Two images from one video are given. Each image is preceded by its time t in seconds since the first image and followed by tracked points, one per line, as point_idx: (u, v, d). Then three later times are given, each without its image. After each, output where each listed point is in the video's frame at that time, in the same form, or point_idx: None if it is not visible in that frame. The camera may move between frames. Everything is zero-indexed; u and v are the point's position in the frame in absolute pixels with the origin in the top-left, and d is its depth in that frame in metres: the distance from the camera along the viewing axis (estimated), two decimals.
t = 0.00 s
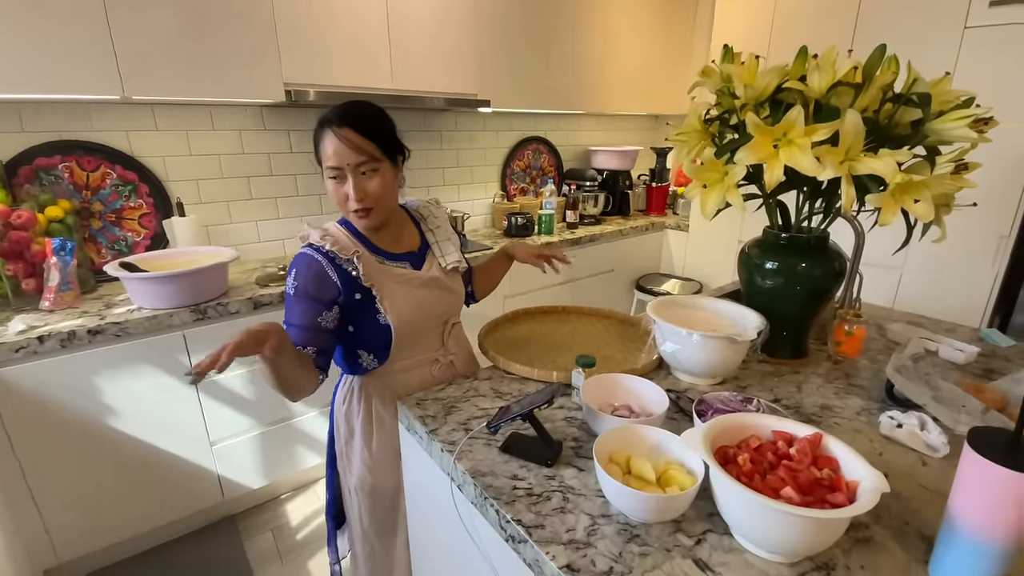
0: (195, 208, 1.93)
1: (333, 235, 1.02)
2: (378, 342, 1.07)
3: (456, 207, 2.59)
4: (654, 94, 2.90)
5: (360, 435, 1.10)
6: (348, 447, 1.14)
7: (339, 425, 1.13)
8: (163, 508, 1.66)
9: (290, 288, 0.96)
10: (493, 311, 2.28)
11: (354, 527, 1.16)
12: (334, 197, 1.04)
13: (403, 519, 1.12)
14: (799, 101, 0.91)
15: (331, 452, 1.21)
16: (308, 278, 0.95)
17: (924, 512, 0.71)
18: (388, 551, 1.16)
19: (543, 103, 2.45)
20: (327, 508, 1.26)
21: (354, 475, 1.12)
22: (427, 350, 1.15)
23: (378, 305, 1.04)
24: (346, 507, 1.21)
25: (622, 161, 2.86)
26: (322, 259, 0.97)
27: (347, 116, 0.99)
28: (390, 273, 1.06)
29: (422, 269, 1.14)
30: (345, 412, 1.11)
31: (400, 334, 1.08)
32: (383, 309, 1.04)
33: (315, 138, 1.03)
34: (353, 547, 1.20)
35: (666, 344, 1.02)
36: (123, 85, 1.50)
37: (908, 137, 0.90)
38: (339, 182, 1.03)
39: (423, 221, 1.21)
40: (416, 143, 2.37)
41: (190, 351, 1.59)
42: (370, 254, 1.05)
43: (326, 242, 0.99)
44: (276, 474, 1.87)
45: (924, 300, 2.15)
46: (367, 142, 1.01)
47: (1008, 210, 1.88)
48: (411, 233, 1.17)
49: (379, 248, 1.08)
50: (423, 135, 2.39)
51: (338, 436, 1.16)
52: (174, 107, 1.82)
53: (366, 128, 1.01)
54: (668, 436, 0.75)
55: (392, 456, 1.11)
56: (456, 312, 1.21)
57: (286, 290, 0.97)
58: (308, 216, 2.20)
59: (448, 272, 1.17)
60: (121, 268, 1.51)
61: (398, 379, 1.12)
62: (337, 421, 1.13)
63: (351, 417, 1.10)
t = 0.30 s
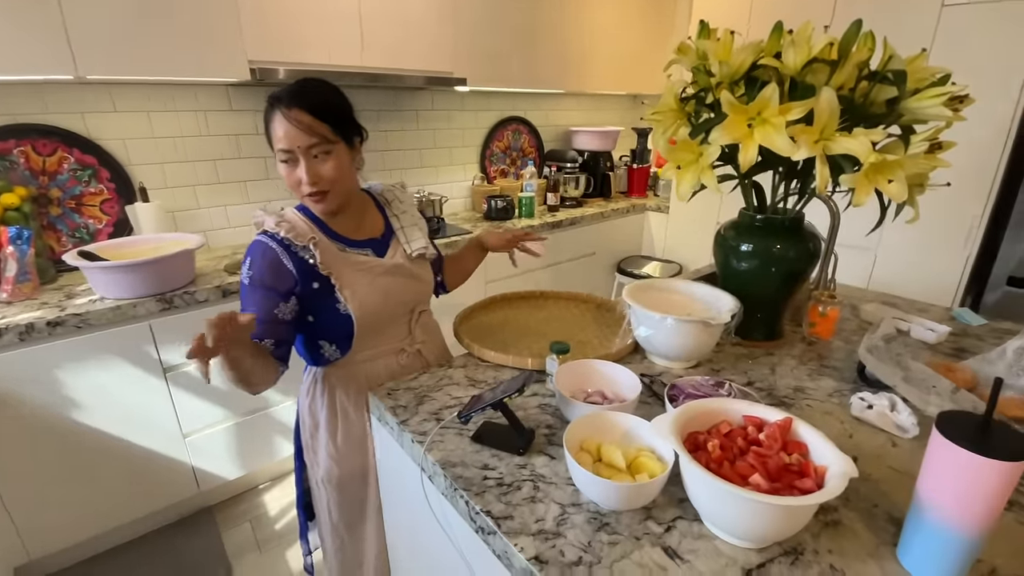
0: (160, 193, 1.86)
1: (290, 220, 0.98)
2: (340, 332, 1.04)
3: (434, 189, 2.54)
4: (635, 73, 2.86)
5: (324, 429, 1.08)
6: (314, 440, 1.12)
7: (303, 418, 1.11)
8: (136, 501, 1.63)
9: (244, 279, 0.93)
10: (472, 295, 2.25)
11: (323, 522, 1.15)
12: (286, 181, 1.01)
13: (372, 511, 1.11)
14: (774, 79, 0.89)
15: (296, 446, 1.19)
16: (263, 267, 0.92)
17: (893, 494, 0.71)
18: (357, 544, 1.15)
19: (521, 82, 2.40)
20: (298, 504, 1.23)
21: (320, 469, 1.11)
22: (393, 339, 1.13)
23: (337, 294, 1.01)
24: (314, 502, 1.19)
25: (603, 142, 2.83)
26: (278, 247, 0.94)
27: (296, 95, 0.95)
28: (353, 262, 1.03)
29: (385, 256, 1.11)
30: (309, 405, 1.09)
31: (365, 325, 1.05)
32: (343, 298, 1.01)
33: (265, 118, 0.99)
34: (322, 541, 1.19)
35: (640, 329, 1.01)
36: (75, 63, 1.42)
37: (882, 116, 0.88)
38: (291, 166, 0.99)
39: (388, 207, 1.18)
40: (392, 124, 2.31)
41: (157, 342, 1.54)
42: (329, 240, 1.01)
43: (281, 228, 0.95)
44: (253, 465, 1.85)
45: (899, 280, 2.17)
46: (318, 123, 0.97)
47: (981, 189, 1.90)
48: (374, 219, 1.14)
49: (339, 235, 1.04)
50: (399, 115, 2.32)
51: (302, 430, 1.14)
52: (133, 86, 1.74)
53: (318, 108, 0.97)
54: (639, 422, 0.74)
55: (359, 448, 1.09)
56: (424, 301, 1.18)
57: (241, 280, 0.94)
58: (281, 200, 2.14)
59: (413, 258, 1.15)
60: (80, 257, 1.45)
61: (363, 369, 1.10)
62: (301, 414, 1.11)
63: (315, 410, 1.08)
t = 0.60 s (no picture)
0: (141, 195, 1.84)
1: (267, 231, 0.97)
2: (326, 341, 1.03)
3: (421, 189, 2.53)
4: (621, 71, 2.86)
5: (313, 441, 1.05)
6: (302, 452, 1.09)
7: (292, 429, 1.08)
8: (120, 507, 1.61)
9: (224, 292, 0.91)
10: (460, 295, 2.25)
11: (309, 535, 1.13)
12: (272, 188, 0.98)
13: (360, 519, 1.10)
14: (752, 82, 0.89)
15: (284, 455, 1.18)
16: (243, 279, 0.91)
17: (867, 494, 0.72)
18: (348, 557, 1.13)
19: (507, 81, 2.40)
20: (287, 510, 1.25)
21: (308, 481, 1.08)
22: (382, 345, 1.11)
23: (322, 303, 1.00)
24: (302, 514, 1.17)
25: (590, 140, 2.83)
26: (257, 258, 0.92)
27: (275, 97, 0.95)
28: (335, 267, 1.02)
29: (368, 261, 1.10)
30: (297, 416, 1.06)
31: (351, 331, 1.05)
32: (327, 306, 1.00)
33: (240, 127, 0.97)
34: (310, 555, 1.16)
35: (623, 330, 1.01)
36: (52, 65, 1.40)
37: (859, 118, 0.89)
38: (275, 171, 0.97)
39: (367, 210, 1.18)
40: (378, 124, 2.30)
41: (139, 346, 1.52)
42: (308, 249, 1.00)
43: (259, 239, 0.94)
44: (239, 469, 1.83)
45: (882, 276, 2.20)
46: (302, 124, 0.97)
47: (961, 186, 1.93)
48: (354, 221, 1.14)
49: (319, 243, 1.03)
50: (385, 114, 2.31)
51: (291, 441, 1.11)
52: (112, 87, 1.71)
53: (300, 109, 0.97)
54: (618, 425, 0.74)
55: (348, 459, 1.06)
56: (410, 304, 1.18)
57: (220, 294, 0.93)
58: (265, 201, 2.12)
59: (396, 262, 1.14)
60: (58, 261, 1.43)
61: (349, 378, 1.08)
62: (290, 426, 1.08)
63: (303, 421, 1.06)
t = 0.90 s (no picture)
0: (135, 199, 1.83)
1: (265, 238, 0.96)
2: (325, 353, 1.02)
3: (417, 192, 2.53)
4: (616, 74, 2.87)
5: (307, 449, 1.02)
6: (295, 461, 1.07)
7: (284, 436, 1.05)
8: (114, 512, 1.60)
9: (224, 304, 0.92)
10: (455, 299, 2.25)
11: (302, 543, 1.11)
12: (277, 191, 0.97)
13: (354, 527, 1.09)
14: (742, 86, 0.90)
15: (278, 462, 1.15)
16: (245, 290, 0.91)
17: (859, 497, 0.72)
18: (340, 565, 1.12)
19: (502, 85, 2.40)
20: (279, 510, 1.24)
21: (302, 489, 1.06)
22: (378, 353, 1.10)
23: (323, 315, 1.00)
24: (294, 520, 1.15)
25: (585, 144, 2.83)
26: (257, 268, 0.92)
27: (283, 99, 0.96)
28: (337, 276, 1.02)
29: (369, 271, 1.10)
30: (290, 423, 1.03)
31: (350, 341, 1.04)
32: (328, 318, 1.00)
33: (243, 129, 0.96)
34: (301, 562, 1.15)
35: (616, 334, 1.01)
36: (44, 69, 1.40)
37: (849, 122, 0.90)
38: (283, 173, 0.97)
39: (366, 217, 1.18)
40: (372, 127, 2.30)
41: (132, 351, 1.52)
42: (309, 258, 1.00)
43: (260, 248, 0.93)
44: (232, 474, 1.82)
45: (875, 279, 2.21)
46: (309, 126, 0.99)
47: (953, 190, 1.94)
48: (353, 229, 1.14)
49: (319, 252, 1.03)
50: (380, 118, 2.31)
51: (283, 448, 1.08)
52: (105, 91, 1.71)
53: (309, 111, 1.00)
54: (610, 430, 0.74)
55: (341, 466, 1.05)
56: (406, 311, 1.17)
57: (219, 305, 0.92)
58: (259, 205, 2.12)
59: (397, 270, 1.15)
60: (49, 266, 1.42)
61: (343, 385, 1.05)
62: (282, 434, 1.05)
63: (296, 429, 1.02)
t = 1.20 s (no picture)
0: (141, 206, 1.85)
1: (280, 248, 0.95)
2: (335, 365, 1.04)
3: (421, 200, 2.54)
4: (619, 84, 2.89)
5: (311, 459, 1.03)
6: (299, 471, 1.08)
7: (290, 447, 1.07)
8: (116, 518, 1.60)
9: (244, 316, 0.88)
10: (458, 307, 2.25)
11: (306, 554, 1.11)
12: (310, 195, 0.97)
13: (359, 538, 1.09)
14: (743, 97, 0.90)
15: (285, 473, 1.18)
16: (267, 303, 0.89)
17: (862, 509, 0.71)
18: None
19: (506, 94, 2.42)
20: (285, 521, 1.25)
21: (306, 500, 1.06)
22: (385, 363, 1.13)
23: (337, 329, 1.00)
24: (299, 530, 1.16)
25: (589, 153, 2.84)
26: (278, 281, 0.91)
27: (322, 108, 0.98)
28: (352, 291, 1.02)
29: (381, 284, 1.11)
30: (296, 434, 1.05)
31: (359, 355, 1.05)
32: (342, 334, 1.00)
33: (277, 131, 0.96)
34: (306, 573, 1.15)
35: (617, 342, 1.01)
36: (52, 76, 1.41)
37: (851, 133, 0.90)
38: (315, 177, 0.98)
39: (377, 230, 1.19)
40: (377, 136, 2.31)
41: (136, 357, 1.52)
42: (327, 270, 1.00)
43: (278, 259, 0.92)
44: (234, 481, 1.82)
45: (879, 289, 2.20)
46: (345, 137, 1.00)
47: (956, 200, 1.94)
48: (365, 243, 1.14)
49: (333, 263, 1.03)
50: (384, 127, 2.32)
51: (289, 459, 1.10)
52: (113, 99, 1.73)
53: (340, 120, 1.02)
54: (611, 439, 0.74)
55: (344, 478, 1.05)
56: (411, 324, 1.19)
57: (236, 316, 0.89)
58: (264, 212, 2.13)
59: (407, 284, 1.16)
60: (56, 272, 1.43)
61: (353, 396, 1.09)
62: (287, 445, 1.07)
63: (301, 440, 1.04)
